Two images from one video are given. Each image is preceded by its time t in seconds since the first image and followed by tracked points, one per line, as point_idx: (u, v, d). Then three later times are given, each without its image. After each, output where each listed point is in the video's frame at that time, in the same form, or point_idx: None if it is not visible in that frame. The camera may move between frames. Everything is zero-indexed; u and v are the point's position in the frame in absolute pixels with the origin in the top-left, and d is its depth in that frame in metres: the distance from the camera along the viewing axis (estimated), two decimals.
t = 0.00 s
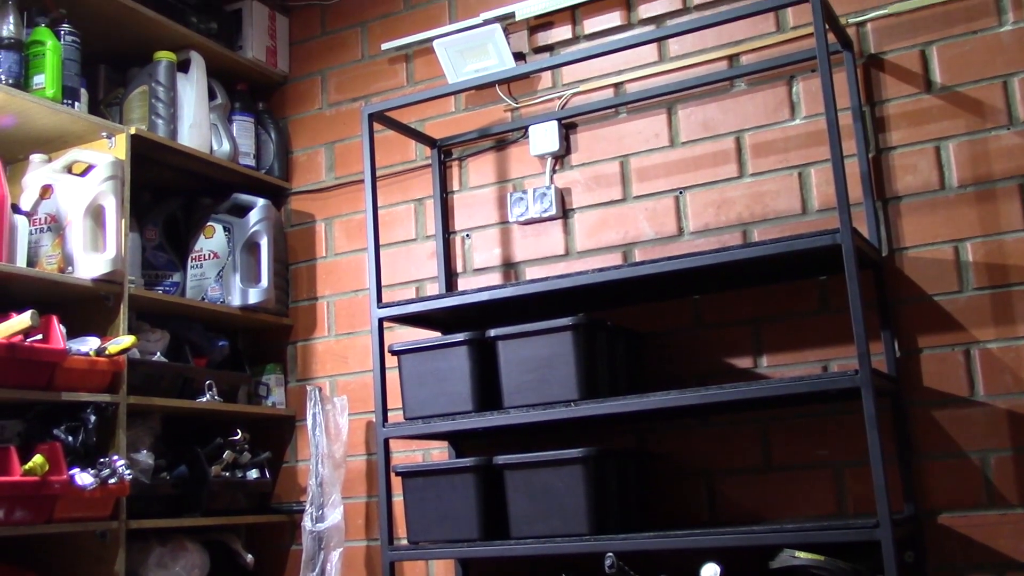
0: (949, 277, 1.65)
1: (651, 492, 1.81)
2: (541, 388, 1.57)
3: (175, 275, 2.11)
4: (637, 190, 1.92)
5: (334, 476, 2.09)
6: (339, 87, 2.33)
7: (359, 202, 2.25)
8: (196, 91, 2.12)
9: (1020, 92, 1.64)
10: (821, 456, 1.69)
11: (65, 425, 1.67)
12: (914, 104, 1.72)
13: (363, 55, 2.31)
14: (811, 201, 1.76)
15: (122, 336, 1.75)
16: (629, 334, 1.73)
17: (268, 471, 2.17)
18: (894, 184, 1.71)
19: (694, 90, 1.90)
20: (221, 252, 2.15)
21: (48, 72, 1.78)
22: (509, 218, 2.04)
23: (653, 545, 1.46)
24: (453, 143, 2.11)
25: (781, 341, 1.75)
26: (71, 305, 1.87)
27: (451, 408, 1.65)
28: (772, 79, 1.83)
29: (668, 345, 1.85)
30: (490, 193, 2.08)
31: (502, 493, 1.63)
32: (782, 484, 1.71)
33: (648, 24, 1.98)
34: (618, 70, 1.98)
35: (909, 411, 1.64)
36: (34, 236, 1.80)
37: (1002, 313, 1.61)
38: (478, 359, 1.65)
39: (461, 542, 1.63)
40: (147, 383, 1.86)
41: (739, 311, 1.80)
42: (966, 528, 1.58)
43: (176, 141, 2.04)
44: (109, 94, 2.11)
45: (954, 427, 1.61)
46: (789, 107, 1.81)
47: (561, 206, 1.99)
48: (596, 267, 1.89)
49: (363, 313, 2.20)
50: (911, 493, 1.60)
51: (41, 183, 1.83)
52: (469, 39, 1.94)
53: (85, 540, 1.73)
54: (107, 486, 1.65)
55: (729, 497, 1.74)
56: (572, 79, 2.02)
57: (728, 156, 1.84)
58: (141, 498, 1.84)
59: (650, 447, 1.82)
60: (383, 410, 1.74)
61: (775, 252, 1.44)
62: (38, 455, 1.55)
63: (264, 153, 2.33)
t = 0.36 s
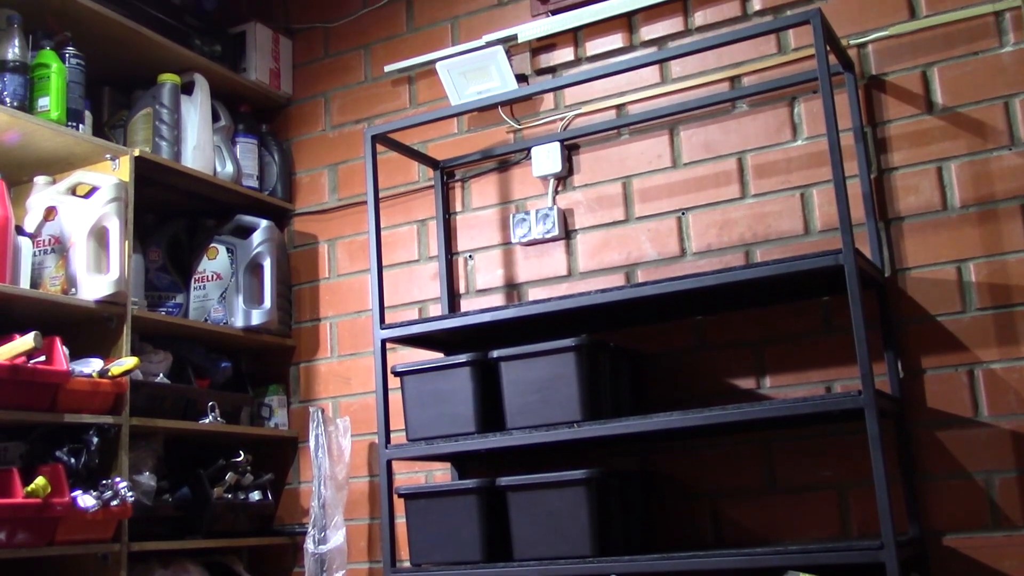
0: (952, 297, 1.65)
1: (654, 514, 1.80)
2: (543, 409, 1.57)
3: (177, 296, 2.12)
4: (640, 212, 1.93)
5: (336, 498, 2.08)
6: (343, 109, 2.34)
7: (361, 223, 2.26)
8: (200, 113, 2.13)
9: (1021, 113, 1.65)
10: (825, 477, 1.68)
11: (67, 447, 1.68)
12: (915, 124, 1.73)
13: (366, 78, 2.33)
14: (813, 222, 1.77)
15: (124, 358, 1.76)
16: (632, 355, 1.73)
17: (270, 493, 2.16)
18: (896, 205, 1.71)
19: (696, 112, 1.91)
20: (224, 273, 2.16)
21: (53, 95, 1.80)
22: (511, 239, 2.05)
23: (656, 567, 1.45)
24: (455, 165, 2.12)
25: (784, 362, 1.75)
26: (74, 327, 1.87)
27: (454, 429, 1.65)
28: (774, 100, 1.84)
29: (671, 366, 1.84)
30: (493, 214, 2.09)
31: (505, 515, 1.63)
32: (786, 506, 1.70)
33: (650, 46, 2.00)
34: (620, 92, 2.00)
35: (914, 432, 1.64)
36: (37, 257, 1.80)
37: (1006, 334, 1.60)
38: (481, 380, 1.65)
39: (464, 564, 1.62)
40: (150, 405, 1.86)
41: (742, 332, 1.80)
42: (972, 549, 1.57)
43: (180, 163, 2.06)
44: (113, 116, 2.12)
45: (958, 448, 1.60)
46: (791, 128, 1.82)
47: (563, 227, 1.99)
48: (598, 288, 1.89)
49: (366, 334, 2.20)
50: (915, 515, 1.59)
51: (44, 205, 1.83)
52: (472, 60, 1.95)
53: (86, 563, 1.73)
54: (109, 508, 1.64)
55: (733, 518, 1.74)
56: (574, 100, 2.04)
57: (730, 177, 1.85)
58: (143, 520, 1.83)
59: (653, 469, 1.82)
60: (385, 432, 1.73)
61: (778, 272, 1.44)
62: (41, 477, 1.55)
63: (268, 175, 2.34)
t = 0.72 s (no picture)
0: (955, 316, 1.65)
1: (658, 534, 1.79)
2: (546, 428, 1.57)
3: (180, 315, 2.13)
4: (642, 231, 1.94)
5: (338, 518, 2.09)
6: (345, 129, 2.36)
7: (364, 243, 2.27)
8: (203, 133, 2.15)
9: (1022, 132, 1.66)
10: (829, 496, 1.67)
11: (70, 467, 1.68)
12: (917, 144, 1.73)
13: (369, 98, 2.34)
14: (815, 241, 1.77)
15: (127, 378, 1.76)
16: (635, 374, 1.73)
17: (272, 514, 2.14)
18: (898, 224, 1.72)
19: (698, 131, 1.92)
20: (227, 293, 2.17)
21: (57, 115, 1.81)
22: (514, 258, 2.05)
23: None
24: (458, 185, 2.13)
25: (787, 381, 1.75)
26: (76, 347, 1.88)
27: (456, 449, 1.65)
28: (776, 120, 1.85)
29: (674, 385, 1.84)
30: (496, 233, 2.09)
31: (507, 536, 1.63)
32: (790, 525, 1.69)
33: (652, 66, 2.01)
34: (622, 111, 2.01)
35: (918, 451, 1.63)
36: (40, 277, 1.82)
37: (1008, 353, 1.60)
38: (483, 400, 1.64)
39: None
40: (152, 424, 1.86)
41: (745, 350, 1.80)
42: (976, 569, 1.56)
43: (183, 183, 2.07)
44: (116, 136, 2.13)
45: (962, 467, 1.60)
46: (793, 147, 1.82)
47: (565, 247, 1.99)
48: (601, 307, 1.90)
49: (368, 354, 2.20)
50: (920, 535, 1.58)
51: (47, 225, 1.85)
52: (474, 81, 1.97)
53: None
54: (111, 528, 1.64)
55: (736, 538, 1.73)
56: (576, 120, 2.05)
57: (732, 196, 1.86)
58: (146, 540, 1.83)
59: (656, 488, 1.81)
60: (387, 451, 1.73)
61: (780, 291, 1.44)
62: (42, 498, 1.55)
63: (270, 195, 2.35)
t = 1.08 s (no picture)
0: (956, 329, 1.65)
1: (660, 549, 1.79)
2: (548, 442, 1.56)
3: (182, 330, 2.14)
4: (644, 244, 1.94)
5: (340, 533, 2.10)
6: (347, 143, 2.37)
7: (366, 257, 2.27)
8: (206, 147, 2.15)
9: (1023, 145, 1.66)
10: (832, 510, 1.67)
11: (71, 481, 1.68)
12: (918, 157, 1.74)
13: (371, 112, 2.35)
14: (817, 255, 1.77)
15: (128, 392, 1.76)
16: (636, 387, 1.73)
17: (273, 529, 2.14)
18: (899, 237, 1.72)
19: (699, 145, 1.92)
20: (228, 307, 2.16)
21: (60, 131, 1.82)
22: (516, 272, 2.06)
23: None
24: (459, 199, 2.13)
25: (788, 395, 1.75)
26: (78, 361, 1.88)
27: (458, 463, 1.65)
28: (777, 134, 1.85)
29: (676, 399, 1.84)
30: (497, 247, 2.10)
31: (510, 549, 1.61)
32: (793, 540, 1.69)
33: (653, 80, 2.02)
34: (623, 125, 2.01)
35: (920, 465, 1.63)
36: (42, 291, 1.83)
37: (1011, 366, 1.60)
38: (485, 414, 1.64)
39: None
40: (154, 439, 1.86)
41: (746, 364, 1.80)
42: None
43: (185, 198, 2.07)
44: (119, 150, 2.14)
45: (965, 481, 1.59)
46: (794, 160, 1.83)
47: (567, 261, 2.00)
48: (603, 321, 1.90)
49: (370, 368, 2.20)
50: (923, 549, 1.58)
51: (49, 240, 1.85)
52: (475, 95, 1.97)
53: None
54: (112, 543, 1.64)
55: (739, 552, 1.72)
56: (578, 134, 2.06)
57: (734, 210, 1.86)
58: (147, 555, 1.83)
59: (658, 502, 1.81)
60: (390, 465, 1.73)
61: (782, 305, 1.44)
62: (43, 512, 1.55)
63: (272, 209, 2.36)
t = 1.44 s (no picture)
0: (957, 336, 1.65)
1: (661, 556, 1.78)
2: (550, 450, 1.56)
3: (182, 337, 2.14)
4: (645, 252, 1.94)
5: (341, 540, 2.08)
6: (348, 151, 2.37)
7: (366, 264, 2.27)
8: (207, 155, 2.16)
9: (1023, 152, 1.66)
10: (833, 518, 1.67)
11: (72, 489, 1.68)
12: (918, 164, 1.74)
13: (372, 120, 2.36)
14: (817, 262, 1.77)
15: (129, 400, 1.76)
16: (637, 395, 1.73)
17: (274, 536, 2.14)
18: (900, 244, 1.72)
19: (700, 152, 1.92)
20: (229, 314, 2.16)
21: (62, 139, 1.82)
22: (516, 279, 2.06)
23: None
24: (460, 206, 2.14)
25: (789, 402, 1.75)
26: (79, 369, 1.88)
27: (459, 470, 1.65)
28: (777, 141, 1.86)
29: (676, 406, 1.84)
30: (498, 254, 2.10)
31: (511, 557, 1.61)
32: (794, 547, 1.68)
33: (654, 87, 2.02)
34: (624, 133, 2.02)
35: (922, 472, 1.63)
36: (44, 298, 1.82)
37: (1012, 373, 1.60)
38: (485, 421, 1.64)
39: None
40: (154, 446, 1.86)
41: (747, 371, 1.80)
42: None
43: (187, 205, 2.08)
44: (120, 158, 2.15)
45: (967, 488, 1.59)
46: (794, 168, 1.83)
47: (568, 268, 2.00)
48: (603, 329, 1.90)
49: (371, 375, 2.20)
50: (924, 556, 1.57)
51: (51, 247, 1.86)
52: (476, 103, 1.98)
53: None
54: (113, 551, 1.63)
55: (740, 560, 1.72)
56: (578, 141, 2.06)
57: (734, 217, 1.86)
58: (147, 562, 1.83)
59: (660, 510, 1.80)
60: (390, 472, 1.73)
61: (782, 312, 1.44)
62: (44, 520, 1.55)
63: (273, 217, 2.36)
